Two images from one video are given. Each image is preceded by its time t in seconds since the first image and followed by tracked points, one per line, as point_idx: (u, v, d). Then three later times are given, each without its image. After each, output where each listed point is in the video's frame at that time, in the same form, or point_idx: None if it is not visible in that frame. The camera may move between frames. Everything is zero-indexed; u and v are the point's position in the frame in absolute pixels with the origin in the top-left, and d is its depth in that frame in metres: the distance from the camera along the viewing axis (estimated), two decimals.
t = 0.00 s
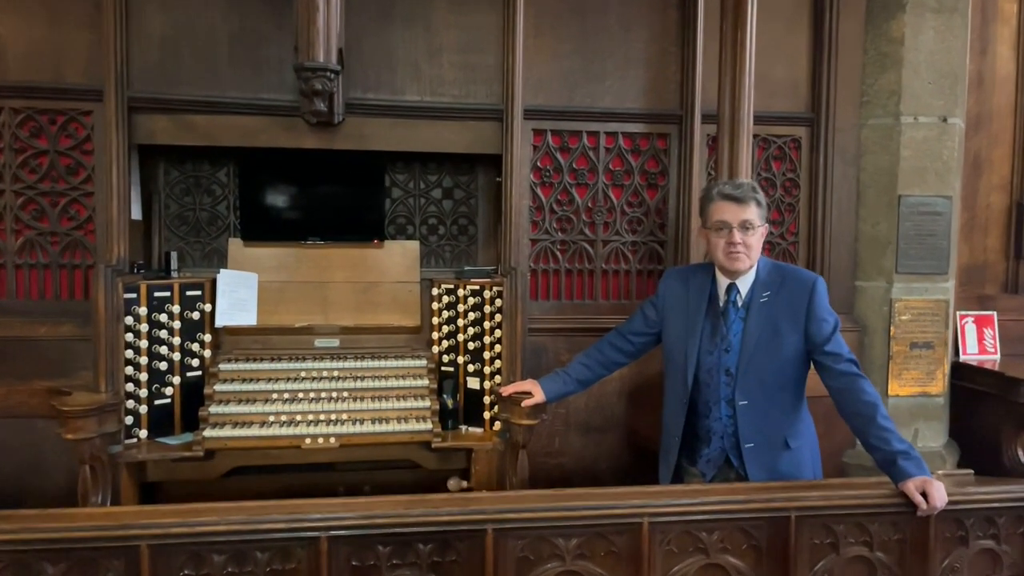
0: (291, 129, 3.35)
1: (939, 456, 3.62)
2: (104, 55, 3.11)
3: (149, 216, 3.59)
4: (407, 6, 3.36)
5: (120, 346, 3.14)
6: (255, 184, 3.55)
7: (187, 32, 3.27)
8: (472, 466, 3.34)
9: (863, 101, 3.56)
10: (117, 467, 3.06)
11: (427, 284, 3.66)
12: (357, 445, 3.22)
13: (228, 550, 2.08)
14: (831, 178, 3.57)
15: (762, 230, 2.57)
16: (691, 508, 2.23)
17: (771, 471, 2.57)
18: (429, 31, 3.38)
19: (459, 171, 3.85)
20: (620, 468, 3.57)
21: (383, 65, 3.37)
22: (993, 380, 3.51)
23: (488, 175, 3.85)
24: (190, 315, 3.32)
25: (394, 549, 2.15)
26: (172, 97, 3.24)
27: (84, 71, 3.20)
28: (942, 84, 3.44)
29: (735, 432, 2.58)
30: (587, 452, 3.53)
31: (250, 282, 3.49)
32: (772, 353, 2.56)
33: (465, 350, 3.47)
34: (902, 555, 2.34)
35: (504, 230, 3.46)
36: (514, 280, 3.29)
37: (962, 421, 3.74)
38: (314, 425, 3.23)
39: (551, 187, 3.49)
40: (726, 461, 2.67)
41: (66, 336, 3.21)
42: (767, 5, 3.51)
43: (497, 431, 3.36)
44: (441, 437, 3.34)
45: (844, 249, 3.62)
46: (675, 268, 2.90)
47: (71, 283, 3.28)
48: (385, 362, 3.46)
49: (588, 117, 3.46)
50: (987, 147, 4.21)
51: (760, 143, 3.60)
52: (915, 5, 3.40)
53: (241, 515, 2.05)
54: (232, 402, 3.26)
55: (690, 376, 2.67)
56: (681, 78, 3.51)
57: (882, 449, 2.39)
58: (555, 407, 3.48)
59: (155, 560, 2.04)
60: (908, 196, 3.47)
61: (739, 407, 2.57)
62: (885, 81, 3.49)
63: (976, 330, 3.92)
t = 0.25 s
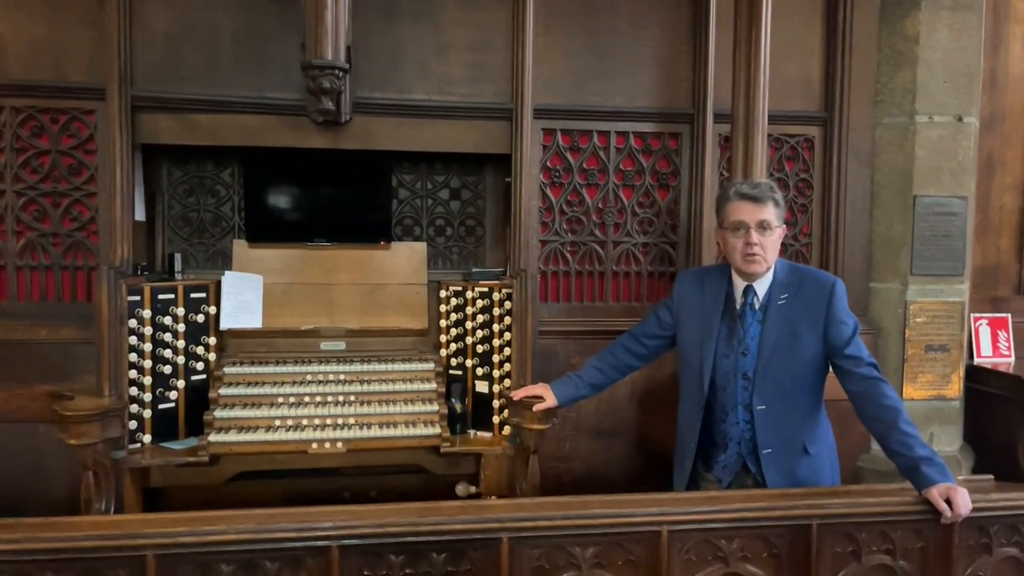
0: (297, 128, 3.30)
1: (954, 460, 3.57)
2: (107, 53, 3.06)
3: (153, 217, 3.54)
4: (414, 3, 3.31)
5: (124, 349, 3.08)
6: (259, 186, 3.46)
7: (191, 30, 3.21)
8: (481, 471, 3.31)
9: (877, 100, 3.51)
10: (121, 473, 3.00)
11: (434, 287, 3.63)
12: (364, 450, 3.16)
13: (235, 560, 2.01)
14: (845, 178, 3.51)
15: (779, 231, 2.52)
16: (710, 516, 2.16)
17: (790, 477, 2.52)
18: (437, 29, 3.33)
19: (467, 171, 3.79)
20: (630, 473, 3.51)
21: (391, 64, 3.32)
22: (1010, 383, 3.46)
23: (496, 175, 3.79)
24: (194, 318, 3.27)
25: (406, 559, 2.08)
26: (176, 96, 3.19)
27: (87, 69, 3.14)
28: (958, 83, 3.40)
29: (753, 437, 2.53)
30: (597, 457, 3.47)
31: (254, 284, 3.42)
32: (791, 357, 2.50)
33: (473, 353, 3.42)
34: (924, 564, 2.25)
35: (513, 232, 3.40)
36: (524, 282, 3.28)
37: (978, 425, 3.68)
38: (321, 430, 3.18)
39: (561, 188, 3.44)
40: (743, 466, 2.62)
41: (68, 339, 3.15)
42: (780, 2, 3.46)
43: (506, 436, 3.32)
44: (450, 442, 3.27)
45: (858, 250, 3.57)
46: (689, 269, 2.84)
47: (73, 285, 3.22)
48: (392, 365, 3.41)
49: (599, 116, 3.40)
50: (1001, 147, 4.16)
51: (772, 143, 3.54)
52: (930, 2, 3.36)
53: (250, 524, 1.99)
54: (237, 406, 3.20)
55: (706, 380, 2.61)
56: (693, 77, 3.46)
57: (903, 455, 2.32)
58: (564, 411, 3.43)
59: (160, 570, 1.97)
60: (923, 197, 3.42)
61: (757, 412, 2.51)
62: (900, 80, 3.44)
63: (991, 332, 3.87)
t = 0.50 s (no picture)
0: (306, 130, 3.26)
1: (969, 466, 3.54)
2: (114, 54, 3.02)
3: (159, 221, 3.50)
4: (425, 4, 3.27)
5: (130, 355, 3.05)
6: (264, 189, 3.46)
7: (199, 31, 3.17)
8: (491, 478, 3.25)
9: (893, 99, 3.46)
10: (128, 481, 2.95)
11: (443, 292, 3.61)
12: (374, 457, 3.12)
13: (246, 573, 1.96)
14: (860, 181, 3.47)
15: (798, 236, 2.47)
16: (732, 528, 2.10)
17: (809, 486, 2.47)
18: (447, 30, 3.29)
19: (476, 174, 3.75)
20: (641, 479, 3.47)
21: (401, 65, 3.28)
22: None
23: (506, 179, 3.76)
24: (201, 323, 3.22)
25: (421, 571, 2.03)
26: (184, 98, 3.15)
27: (93, 70, 3.10)
28: (973, 85, 3.38)
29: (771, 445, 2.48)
30: (609, 463, 3.44)
31: (261, 288, 3.38)
32: (810, 363, 2.46)
33: (483, 358, 3.38)
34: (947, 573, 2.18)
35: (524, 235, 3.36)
36: (535, 288, 3.27)
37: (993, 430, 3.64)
38: (330, 436, 3.12)
39: (572, 190, 3.40)
40: (761, 475, 2.57)
41: (74, 345, 3.11)
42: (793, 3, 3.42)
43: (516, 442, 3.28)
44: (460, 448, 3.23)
45: (872, 254, 3.52)
46: (705, 274, 2.80)
47: (79, 289, 3.17)
48: (400, 371, 3.37)
49: (611, 118, 3.37)
50: (1014, 150, 4.13)
51: (785, 145, 3.51)
52: (945, 4, 3.33)
53: (262, 535, 1.94)
54: (245, 412, 3.15)
55: (723, 387, 2.57)
56: (706, 78, 3.42)
57: (926, 465, 2.26)
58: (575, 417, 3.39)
59: None
60: (938, 200, 3.40)
61: (776, 420, 2.47)
62: (915, 82, 3.41)
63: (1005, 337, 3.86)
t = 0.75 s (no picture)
0: (312, 129, 3.21)
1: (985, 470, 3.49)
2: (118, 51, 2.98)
3: (162, 221, 3.45)
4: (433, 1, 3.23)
5: (134, 357, 3.00)
6: (268, 189, 3.41)
7: (204, 28, 3.13)
8: (500, 482, 3.21)
9: (906, 100, 3.43)
10: (131, 485, 2.90)
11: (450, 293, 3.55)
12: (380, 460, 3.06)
13: None
14: (873, 181, 3.43)
15: (815, 235, 2.42)
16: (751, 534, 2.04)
17: (828, 491, 2.42)
18: (456, 27, 3.25)
19: (484, 174, 3.71)
20: (652, 483, 3.42)
21: (408, 63, 3.24)
22: None
23: (514, 178, 3.71)
24: (205, 324, 3.17)
25: None
26: (189, 96, 3.10)
27: (97, 68, 3.06)
28: (987, 83, 3.34)
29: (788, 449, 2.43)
30: (619, 467, 3.39)
31: (266, 289, 3.34)
32: (828, 365, 2.41)
33: (492, 360, 3.33)
34: None
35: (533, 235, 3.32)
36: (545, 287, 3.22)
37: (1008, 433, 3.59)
38: (336, 439, 3.07)
39: (582, 190, 3.36)
40: (778, 479, 2.52)
41: (77, 347, 3.07)
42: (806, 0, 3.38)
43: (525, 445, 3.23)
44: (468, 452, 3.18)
45: (886, 254, 3.48)
46: (720, 275, 2.76)
47: (82, 291, 3.13)
48: (408, 373, 3.32)
49: (621, 117, 3.32)
50: None
51: (798, 144, 3.46)
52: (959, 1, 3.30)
53: (271, 542, 1.89)
54: (250, 415, 3.10)
55: (739, 389, 2.52)
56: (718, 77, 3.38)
57: (949, 468, 2.19)
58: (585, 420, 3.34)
59: None
60: (953, 199, 3.35)
61: (793, 423, 2.42)
62: (929, 80, 3.37)
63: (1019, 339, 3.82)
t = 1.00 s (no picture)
0: (310, 126, 3.16)
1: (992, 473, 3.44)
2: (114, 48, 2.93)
3: (158, 221, 3.40)
4: None
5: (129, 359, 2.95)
6: (266, 188, 3.36)
7: (201, 24, 3.08)
8: (501, 485, 3.15)
9: (912, 98, 3.39)
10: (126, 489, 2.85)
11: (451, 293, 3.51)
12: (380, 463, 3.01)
13: None
14: (879, 180, 3.38)
15: (822, 234, 2.38)
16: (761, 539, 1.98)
17: (837, 494, 2.37)
18: (457, 24, 3.20)
19: (485, 173, 3.66)
20: (655, 487, 3.37)
21: (409, 60, 3.19)
22: None
23: (515, 177, 3.67)
24: (202, 325, 3.12)
25: None
26: (186, 93, 3.05)
27: (92, 64, 3.01)
28: (994, 81, 3.30)
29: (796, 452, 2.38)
30: (622, 470, 3.34)
31: (264, 290, 3.28)
32: (836, 367, 2.37)
33: (493, 362, 3.29)
34: None
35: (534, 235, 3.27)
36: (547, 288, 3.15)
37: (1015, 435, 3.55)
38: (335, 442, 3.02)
39: (584, 189, 3.32)
40: (785, 483, 2.47)
41: (71, 348, 3.02)
42: None
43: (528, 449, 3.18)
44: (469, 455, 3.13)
45: (892, 254, 3.43)
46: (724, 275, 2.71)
47: (76, 291, 3.07)
48: (408, 375, 3.26)
49: (624, 115, 3.28)
50: None
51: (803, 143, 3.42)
52: None
53: (268, 548, 1.84)
54: (247, 418, 3.05)
55: (745, 392, 2.47)
56: (722, 74, 3.34)
57: (959, 472, 2.15)
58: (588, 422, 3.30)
59: None
60: (960, 198, 3.32)
61: (801, 426, 2.37)
62: (936, 78, 3.33)
63: None
